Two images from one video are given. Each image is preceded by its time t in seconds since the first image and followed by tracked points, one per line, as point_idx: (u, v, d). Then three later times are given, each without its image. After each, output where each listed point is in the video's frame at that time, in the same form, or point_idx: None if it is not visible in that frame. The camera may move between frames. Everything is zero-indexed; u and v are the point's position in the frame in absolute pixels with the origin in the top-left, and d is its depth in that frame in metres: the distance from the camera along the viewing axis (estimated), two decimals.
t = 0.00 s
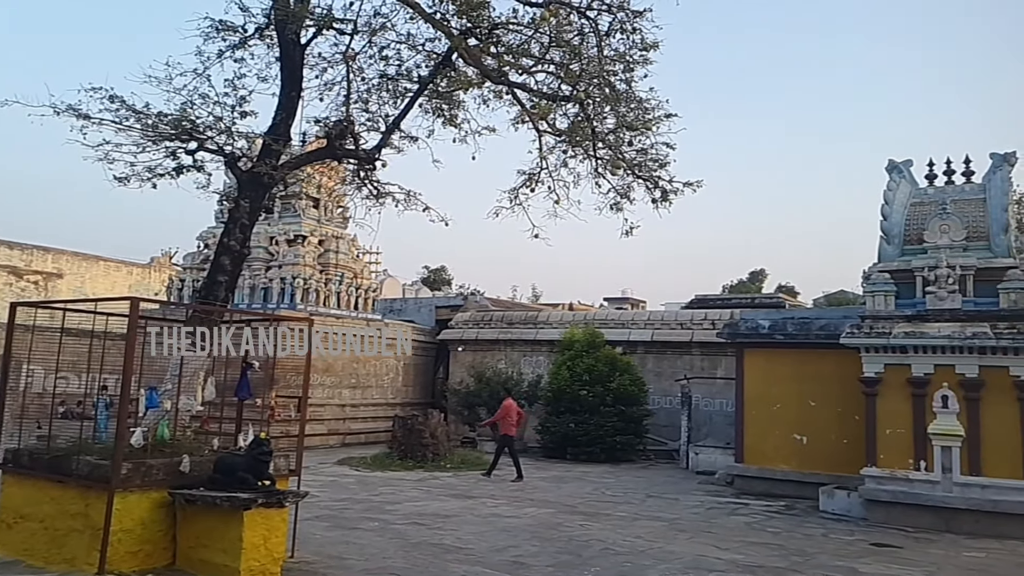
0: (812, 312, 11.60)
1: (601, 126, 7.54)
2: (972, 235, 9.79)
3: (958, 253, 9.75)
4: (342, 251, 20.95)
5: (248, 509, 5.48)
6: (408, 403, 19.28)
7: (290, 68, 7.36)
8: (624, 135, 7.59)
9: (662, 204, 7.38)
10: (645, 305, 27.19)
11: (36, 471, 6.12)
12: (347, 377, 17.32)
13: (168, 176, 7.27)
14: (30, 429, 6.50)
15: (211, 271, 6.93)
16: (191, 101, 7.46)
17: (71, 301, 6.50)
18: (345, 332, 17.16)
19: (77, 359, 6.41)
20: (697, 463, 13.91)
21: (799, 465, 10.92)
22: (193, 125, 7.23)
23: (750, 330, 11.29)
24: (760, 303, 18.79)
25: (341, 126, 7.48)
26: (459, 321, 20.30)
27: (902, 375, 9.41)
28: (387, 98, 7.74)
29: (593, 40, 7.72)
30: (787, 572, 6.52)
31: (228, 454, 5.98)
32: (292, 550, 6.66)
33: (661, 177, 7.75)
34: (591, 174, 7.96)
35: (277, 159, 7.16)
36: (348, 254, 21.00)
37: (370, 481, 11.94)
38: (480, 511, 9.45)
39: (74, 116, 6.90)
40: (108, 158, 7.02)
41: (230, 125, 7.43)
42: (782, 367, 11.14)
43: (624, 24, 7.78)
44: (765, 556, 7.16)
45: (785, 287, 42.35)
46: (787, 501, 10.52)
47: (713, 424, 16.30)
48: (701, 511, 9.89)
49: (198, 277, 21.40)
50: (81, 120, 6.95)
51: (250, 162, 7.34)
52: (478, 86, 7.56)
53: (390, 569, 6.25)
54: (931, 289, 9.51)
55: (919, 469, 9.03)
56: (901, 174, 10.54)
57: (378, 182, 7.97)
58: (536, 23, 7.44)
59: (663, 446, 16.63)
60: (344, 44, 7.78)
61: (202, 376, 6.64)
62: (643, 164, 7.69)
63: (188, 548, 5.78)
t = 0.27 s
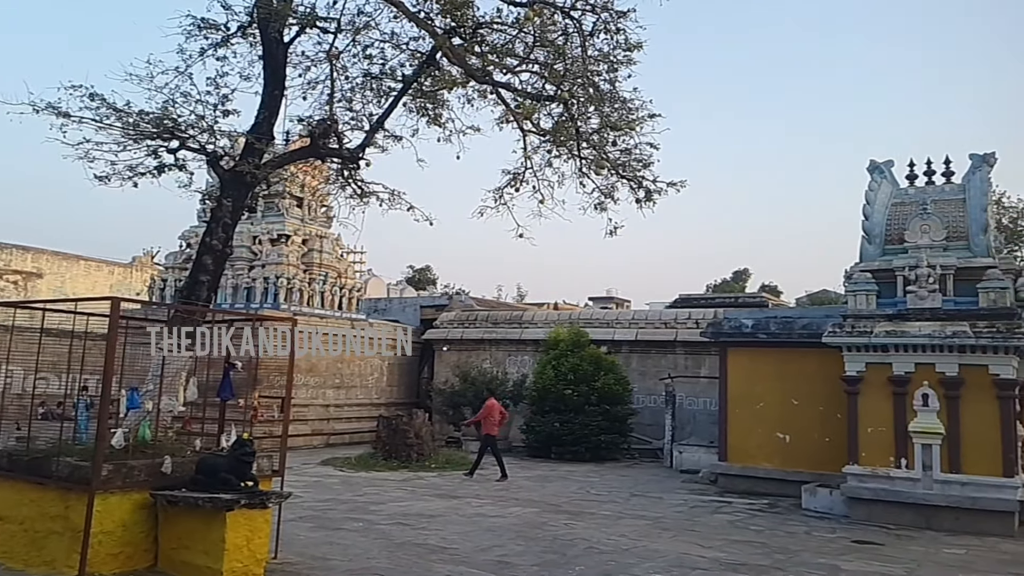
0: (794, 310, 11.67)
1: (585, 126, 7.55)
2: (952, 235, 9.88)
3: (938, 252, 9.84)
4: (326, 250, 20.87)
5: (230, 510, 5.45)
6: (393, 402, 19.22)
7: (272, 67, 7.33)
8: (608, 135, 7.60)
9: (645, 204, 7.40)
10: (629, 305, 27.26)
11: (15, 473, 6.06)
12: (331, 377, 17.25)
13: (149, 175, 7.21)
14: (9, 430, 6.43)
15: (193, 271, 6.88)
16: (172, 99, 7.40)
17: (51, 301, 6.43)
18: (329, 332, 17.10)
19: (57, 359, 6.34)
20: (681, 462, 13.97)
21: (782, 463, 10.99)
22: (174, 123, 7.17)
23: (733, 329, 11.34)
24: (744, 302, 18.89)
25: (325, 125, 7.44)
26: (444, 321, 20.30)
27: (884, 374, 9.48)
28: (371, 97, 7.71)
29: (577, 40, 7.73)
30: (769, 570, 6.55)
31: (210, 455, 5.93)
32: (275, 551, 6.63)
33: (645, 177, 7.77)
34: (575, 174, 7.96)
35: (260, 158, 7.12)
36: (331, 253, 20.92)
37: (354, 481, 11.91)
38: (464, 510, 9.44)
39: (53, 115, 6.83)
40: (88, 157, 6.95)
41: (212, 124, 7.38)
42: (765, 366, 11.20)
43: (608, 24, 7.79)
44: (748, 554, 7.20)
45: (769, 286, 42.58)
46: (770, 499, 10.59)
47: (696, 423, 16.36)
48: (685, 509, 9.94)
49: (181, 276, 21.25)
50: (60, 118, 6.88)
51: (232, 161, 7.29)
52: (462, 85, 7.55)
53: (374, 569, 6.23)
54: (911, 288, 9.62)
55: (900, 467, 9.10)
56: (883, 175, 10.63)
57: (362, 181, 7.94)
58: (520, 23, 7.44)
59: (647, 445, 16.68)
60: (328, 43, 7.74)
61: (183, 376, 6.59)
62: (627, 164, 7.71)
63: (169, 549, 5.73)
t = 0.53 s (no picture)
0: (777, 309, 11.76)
1: (570, 126, 7.56)
2: (933, 234, 9.97)
3: (918, 252, 9.93)
4: (309, 249, 20.78)
5: (212, 510, 5.42)
6: (377, 401, 19.15)
7: (255, 64, 7.28)
8: (592, 134, 7.61)
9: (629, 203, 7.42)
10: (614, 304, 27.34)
11: None
12: (314, 376, 17.18)
13: (130, 173, 7.14)
14: None
15: (174, 270, 6.83)
16: (154, 96, 7.34)
17: (31, 300, 6.36)
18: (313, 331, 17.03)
19: (37, 359, 6.27)
20: (664, 460, 14.03)
21: (764, 461, 11.06)
22: (156, 121, 7.11)
23: (717, 328, 11.45)
24: (727, 301, 18.99)
25: (308, 123, 7.41)
26: (429, 320, 20.30)
27: (865, 372, 9.56)
28: (355, 95, 7.68)
29: (561, 39, 7.74)
30: (752, 567, 6.59)
31: (192, 455, 5.89)
32: (258, 551, 6.60)
33: (628, 176, 7.79)
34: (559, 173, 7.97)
35: (242, 157, 7.08)
36: (315, 252, 20.83)
37: (338, 480, 11.87)
38: (448, 509, 9.44)
39: (32, 111, 6.75)
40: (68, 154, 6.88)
41: (194, 121, 7.32)
42: (747, 365, 11.26)
43: (592, 23, 7.80)
44: (731, 551, 7.24)
45: (752, 286, 42.79)
46: (752, 497, 10.66)
47: (680, 421, 16.43)
48: (668, 507, 9.97)
49: (162, 275, 21.08)
50: (39, 114, 6.80)
51: (215, 159, 7.23)
52: (447, 84, 7.53)
53: (358, 569, 6.22)
54: (892, 287, 9.72)
55: (881, 464, 9.19)
56: (864, 174, 10.70)
57: (346, 179, 7.89)
58: (504, 21, 7.43)
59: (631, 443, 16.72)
60: (311, 40, 7.71)
61: (165, 376, 6.50)
62: (611, 164, 7.73)
63: (151, 550, 5.69)
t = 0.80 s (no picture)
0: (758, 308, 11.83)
1: (554, 125, 7.56)
2: (912, 234, 10.08)
3: (898, 251, 10.04)
4: (292, 247, 20.67)
5: (193, 510, 5.39)
6: (360, 401, 19.09)
7: (237, 61, 7.23)
8: (576, 134, 7.62)
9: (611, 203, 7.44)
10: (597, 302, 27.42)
11: None
12: (297, 375, 17.10)
13: (109, 170, 7.07)
14: None
15: (154, 268, 6.77)
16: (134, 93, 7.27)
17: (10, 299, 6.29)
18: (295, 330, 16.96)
19: (14, 358, 6.18)
20: (647, 458, 14.07)
21: (746, 459, 11.13)
22: (136, 118, 7.04)
23: (699, 327, 11.49)
24: (709, 300, 19.09)
25: (290, 120, 7.37)
26: (413, 318, 20.27)
27: (845, 371, 9.64)
28: (338, 93, 7.64)
29: (545, 38, 7.74)
30: (734, 564, 6.63)
31: (173, 455, 5.84)
32: (238, 551, 6.55)
33: (612, 176, 7.81)
34: (543, 172, 7.96)
35: (223, 154, 7.02)
36: (298, 251, 20.73)
37: (320, 480, 11.82)
38: (432, 508, 9.42)
39: (9, 107, 6.67)
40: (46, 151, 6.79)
41: (174, 118, 7.26)
42: (729, 363, 11.33)
43: (576, 22, 7.81)
44: (712, 549, 7.27)
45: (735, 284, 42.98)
46: (734, 495, 10.72)
47: (662, 419, 16.49)
48: (651, 505, 10.01)
49: (143, 273, 20.91)
50: (16, 111, 6.72)
51: (196, 157, 7.17)
52: (430, 82, 7.52)
53: (340, 569, 6.20)
54: (872, 286, 9.81)
55: (861, 462, 9.27)
56: (845, 175, 10.79)
57: (328, 177, 7.85)
58: (488, 20, 7.42)
59: (615, 441, 16.76)
60: (293, 38, 7.66)
61: (145, 375, 6.44)
62: (595, 163, 7.74)
63: (129, 551, 5.64)
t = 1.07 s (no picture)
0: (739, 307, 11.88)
1: (536, 123, 7.55)
2: (891, 234, 10.18)
3: (877, 251, 10.13)
4: (273, 245, 20.54)
5: (172, 510, 5.34)
6: (342, 399, 19.01)
7: (217, 57, 7.16)
8: (559, 132, 7.62)
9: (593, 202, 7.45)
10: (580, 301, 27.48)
11: None
12: (278, 373, 17.01)
13: (87, 166, 6.99)
14: None
15: (133, 265, 6.69)
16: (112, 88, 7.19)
17: None
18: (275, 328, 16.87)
19: None
20: (629, 456, 14.13)
21: (727, 456, 11.19)
22: (114, 113, 6.96)
23: (681, 326, 11.51)
24: (691, 298, 19.19)
25: (271, 117, 7.31)
26: (395, 316, 20.23)
27: (824, 369, 9.72)
28: (319, 90, 7.59)
29: (527, 36, 7.74)
30: (714, 561, 6.66)
31: (151, 453, 5.78)
32: (218, 550, 6.51)
33: (594, 174, 7.82)
34: (526, 171, 7.96)
35: (203, 150, 6.95)
36: (279, 248, 20.62)
37: (301, 479, 11.76)
38: (413, 507, 9.40)
39: None
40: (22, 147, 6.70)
41: (153, 114, 7.19)
42: (710, 361, 11.39)
43: (559, 21, 7.81)
44: (693, 546, 7.31)
45: (716, 283, 43.23)
46: (715, 492, 10.79)
47: (644, 417, 16.55)
48: (632, 503, 10.05)
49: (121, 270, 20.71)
50: None
51: (175, 153, 7.11)
52: (412, 79, 7.48)
53: (320, 567, 6.17)
54: (851, 285, 9.90)
55: (840, 459, 9.36)
56: (825, 174, 10.88)
57: (310, 174, 7.80)
58: (471, 18, 7.40)
59: (596, 439, 16.80)
60: (274, 34, 7.60)
61: (123, 373, 6.33)
62: (577, 161, 7.75)
63: (107, 550, 5.58)
